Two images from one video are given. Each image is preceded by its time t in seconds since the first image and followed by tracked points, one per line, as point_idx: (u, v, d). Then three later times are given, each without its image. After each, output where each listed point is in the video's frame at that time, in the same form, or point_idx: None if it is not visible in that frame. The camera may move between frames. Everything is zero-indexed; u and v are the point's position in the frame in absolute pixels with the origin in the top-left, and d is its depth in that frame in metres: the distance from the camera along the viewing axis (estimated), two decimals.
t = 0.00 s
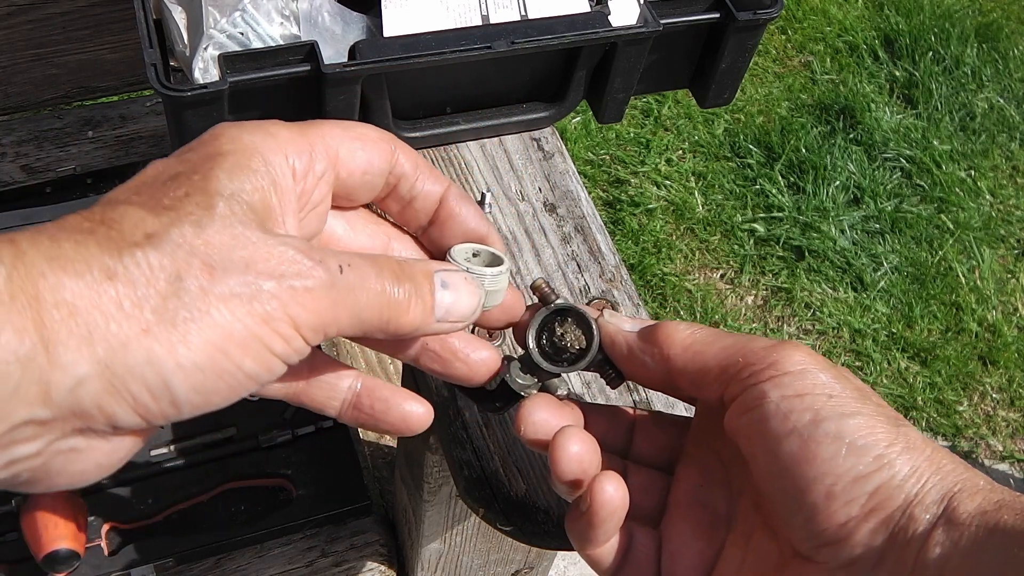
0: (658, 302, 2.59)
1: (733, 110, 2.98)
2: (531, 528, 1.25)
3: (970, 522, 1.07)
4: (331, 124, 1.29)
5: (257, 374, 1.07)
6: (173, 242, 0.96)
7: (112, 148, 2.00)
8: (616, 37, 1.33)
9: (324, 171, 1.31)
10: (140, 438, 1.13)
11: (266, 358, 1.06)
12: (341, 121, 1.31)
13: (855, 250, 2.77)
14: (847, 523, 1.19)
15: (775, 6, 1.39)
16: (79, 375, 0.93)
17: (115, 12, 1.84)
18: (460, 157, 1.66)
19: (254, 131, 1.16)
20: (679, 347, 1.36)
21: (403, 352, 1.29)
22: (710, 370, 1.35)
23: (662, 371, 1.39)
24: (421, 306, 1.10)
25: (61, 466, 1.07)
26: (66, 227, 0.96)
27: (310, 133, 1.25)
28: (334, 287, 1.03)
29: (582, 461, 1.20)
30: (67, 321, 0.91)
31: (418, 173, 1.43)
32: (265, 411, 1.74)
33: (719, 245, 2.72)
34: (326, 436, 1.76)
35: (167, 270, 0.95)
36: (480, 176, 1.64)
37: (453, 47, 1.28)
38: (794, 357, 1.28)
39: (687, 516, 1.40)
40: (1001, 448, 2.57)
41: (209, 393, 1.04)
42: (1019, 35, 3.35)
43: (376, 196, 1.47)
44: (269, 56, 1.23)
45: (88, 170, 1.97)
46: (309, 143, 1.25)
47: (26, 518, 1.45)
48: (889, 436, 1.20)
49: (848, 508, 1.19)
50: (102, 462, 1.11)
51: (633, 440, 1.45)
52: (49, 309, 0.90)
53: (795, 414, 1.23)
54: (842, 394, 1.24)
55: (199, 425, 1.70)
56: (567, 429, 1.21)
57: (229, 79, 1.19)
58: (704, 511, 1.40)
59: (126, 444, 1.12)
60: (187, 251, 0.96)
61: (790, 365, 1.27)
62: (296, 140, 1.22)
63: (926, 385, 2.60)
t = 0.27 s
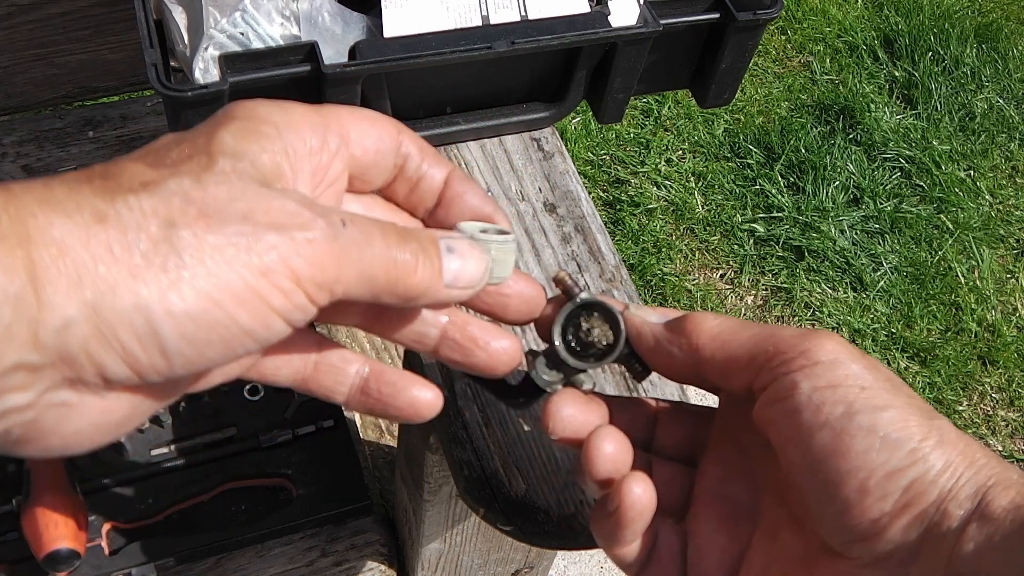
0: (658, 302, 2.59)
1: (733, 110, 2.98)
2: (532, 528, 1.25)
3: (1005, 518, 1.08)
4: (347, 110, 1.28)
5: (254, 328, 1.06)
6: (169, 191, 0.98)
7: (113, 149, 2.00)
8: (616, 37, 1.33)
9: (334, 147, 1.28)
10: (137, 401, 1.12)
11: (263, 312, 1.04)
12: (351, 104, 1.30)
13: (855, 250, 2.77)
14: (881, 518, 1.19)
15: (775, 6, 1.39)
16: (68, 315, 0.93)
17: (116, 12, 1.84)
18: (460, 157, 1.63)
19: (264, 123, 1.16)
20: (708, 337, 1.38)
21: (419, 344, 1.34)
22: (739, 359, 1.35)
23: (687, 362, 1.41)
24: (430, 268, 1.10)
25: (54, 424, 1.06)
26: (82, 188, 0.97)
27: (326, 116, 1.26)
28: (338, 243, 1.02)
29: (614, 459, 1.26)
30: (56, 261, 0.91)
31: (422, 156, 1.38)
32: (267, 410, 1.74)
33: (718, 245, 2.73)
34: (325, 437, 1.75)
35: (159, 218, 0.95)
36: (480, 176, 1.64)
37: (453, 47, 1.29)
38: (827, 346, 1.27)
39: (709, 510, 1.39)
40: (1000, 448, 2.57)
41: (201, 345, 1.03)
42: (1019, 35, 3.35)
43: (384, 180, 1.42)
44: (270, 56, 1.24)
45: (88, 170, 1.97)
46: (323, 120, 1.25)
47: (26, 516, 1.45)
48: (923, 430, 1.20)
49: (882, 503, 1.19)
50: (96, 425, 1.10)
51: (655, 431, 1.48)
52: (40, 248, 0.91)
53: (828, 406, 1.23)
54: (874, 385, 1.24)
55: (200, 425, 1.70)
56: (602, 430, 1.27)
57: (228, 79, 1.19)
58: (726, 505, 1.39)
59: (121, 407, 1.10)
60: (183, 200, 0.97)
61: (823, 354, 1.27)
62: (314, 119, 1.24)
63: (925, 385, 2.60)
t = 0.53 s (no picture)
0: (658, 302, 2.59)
1: (733, 110, 2.97)
2: (532, 527, 1.25)
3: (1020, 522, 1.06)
4: (345, 115, 1.33)
5: (233, 334, 1.06)
6: (147, 193, 0.97)
7: (112, 148, 2.00)
8: (616, 37, 1.33)
9: (330, 151, 1.33)
10: (116, 409, 1.12)
11: (243, 318, 1.05)
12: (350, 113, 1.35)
13: (855, 250, 2.77)
14: (894, 523, 1.18)
15: (776, 6, 1.39)
16: (42, 321, 0.92)
17: (115, 12, 1.83)
18: (459, 157, 1.65)
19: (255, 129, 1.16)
20: (719, 336, 1.37)
21: (424, 352, 1.31)
22: (752, 358, 1.35)
23: (697, 361, 1.41)
24: (421, 276, 1.10)
25: (32, 431, 1.06)
26: (54, 190, 0.96)
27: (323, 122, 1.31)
28: (323, 248, 1.03)
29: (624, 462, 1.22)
30: (30, 265, 0.91)
31: (423, 161, 1.45)
32: (266, 411, 1.74)
33: (718, 245, 2.72)
34: (325, 437, 1.74)
35: (136, 221, 0.95)
36: (480, 176, 1.64)
37: (453, 47, 1.28)
38: (840, 344, 1.26)
39: (720, 510, 1.41)
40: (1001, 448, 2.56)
41: (178, 352, 1.02)
42: (1019, 35, 3.35)
43: (385, 184, 1.49)
44: (269, 56, 1.23)
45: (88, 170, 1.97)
46: (318, 126, 1.29)
47: (26, 518, 1.45)
48: (939, 431, 1.19)
49: (895, 508, 1.18)
50: (76, 432, 1.10)
51: (666, 432, 1.47)
52: (12, 250, 0.90)
53: (842, 407, 1.22)
54: (888, 385, 1.23)
55: (200, 426, 1.70)
56: (612, 432, 1.23)
57: (228, 79, 1.19)
58: (737, 506, 1.40)
59: (100, 415, 1.10)
60: (161, 202, 0.97)
61: (835, 352, 1.26)
62: (307, 124, 1.27)
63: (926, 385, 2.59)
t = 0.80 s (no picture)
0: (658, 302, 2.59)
1: (733, 110, 2.97)
2: (533, 527, 1.25)
3: (1016, 510, 1.06)
4: (335, 108, 1.32)
5: (228, 330, 1.06)
6: (137, 190, 0.97)
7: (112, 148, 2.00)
8: (616, 37, 1.33)
9: (320, 144, 1.33)
10: (112, 407, 1.12)
11: (237, 313, 1.05)
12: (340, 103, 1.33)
13: (855, 250, 2.77)
14: (890, 509, 1.17)
15: (776, 6, 1.39)
16: (35, 319, 0.93)
17: (116, 12, 1.84)
18: (459, 156, 1.66)
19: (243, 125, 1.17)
20: (720, 318, 1.38)
21: (422, 341, 1.33)
22: (753, 339, 1.35)
23: (699, 343, 1.41)
24: (416, 270, 1.10)
25: (28, 431, 1.06)
26: (49, 187, 0.96)
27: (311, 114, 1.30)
28: (315, 241, 1.03)
29: (623, 445, 1.25)
30: (21, 264, 0.91)
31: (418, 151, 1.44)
32: (266, 410, 1.74)
33: (718, 245, 2.72)
34: (326, 437, 1.75)
35: (127, 218, 0.95)
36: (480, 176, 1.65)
37: (453, 47, 1.28)
38: (839, 328, 1.27)
39: (720, 497, 1.42)
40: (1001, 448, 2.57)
41: (172, 347, 1.03)
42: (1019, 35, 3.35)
43: (379, 174, 1.49)
44: (270, 56, 1.23)
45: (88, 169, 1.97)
46: (308, 120, 1.28)
47: (26, 518, 1.45)
48: (936, 417, 1.19)
49: (892, 493, 1.17)
50: (72, 432, 1.10)
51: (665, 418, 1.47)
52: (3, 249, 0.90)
53: (841, 390, 1.22)
54: (887, 368, 1.23)
55: (200, 426, 1.70)
56: (612, 417, 1.26)
57: (229, 79, 1.19)
58: (738, 492, 1.42)
59: (97, 413, 1.11)
60: (152, 198, 0.97)
61: (835, 336, 1.26)
62: (298, 119, 1.27)
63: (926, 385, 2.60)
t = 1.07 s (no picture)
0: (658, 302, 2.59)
1: (733, 110, 2.97)
2: (532, 527, 1.25)
3: (1012, 523, 1.07)
4: (327, 125, 1.37)
5: (220, 342, 1.06)
6: (127, 204, 0.97)
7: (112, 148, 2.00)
8: (616, 37, 1.33)
9: (311, 158, 1.38)
10: (107, 421, 1.12)
11: (229, 325, 1.05)
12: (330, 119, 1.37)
13: (855, 250, 2.77)
14: (886, 522, 1.18)
15: (775, 6, 1.39)
16: (26, 334, 0.93)
17: (115, 12, 1.84)
18: (459, 156, 1.66)
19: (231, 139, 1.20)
20: (715, 331, 1.38)
21: (420, 353, 1.32)
22: (749, 353, 1.35)
23: (695, 356, 1.41)
24: (411, 280, 1.09)
25: (22, 446, 1.06)
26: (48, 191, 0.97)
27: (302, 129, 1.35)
28: (305, 253, 1.03)
29: (618, 458, 1.23)
30: (11, 279, 0.92)
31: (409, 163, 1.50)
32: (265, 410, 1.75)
33: (718, 245, 2.72)
34: (325, 435, 1.75)
35: (116, 231, 0.95)
36: (480, 176, 1.65)
37: (453, 47, 1.28)
38: (835, 341, 1.27)
39: (716, 504, 1.40)
40: (1001, 448, 2.57)
41: (164, 360, 1.03)
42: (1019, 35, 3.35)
43: (372, 189, 1.53)
44: (269, 56, 1.23)
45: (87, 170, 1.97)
46: (298, 134, 1.33)
47: (26, 518, 1.45)
48: (932, 431, 1.19)
49: (888, 507, 1.18)
50: (67, 447, 1.10)
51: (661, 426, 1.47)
52: None
53: (838, 404, 1.22)
54: (884, 382, 1.23)
55: (199, 426, 1.70)
56: (609, 429, 1.24)
57: (229, 79, 1.19)
58: (733, 502, 1.40)
59: (91, 427, 1.10)
60: (141, 212, 0.97)
61: (830, 350, 1.26)
62: (288, 132, 1.31)
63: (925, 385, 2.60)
